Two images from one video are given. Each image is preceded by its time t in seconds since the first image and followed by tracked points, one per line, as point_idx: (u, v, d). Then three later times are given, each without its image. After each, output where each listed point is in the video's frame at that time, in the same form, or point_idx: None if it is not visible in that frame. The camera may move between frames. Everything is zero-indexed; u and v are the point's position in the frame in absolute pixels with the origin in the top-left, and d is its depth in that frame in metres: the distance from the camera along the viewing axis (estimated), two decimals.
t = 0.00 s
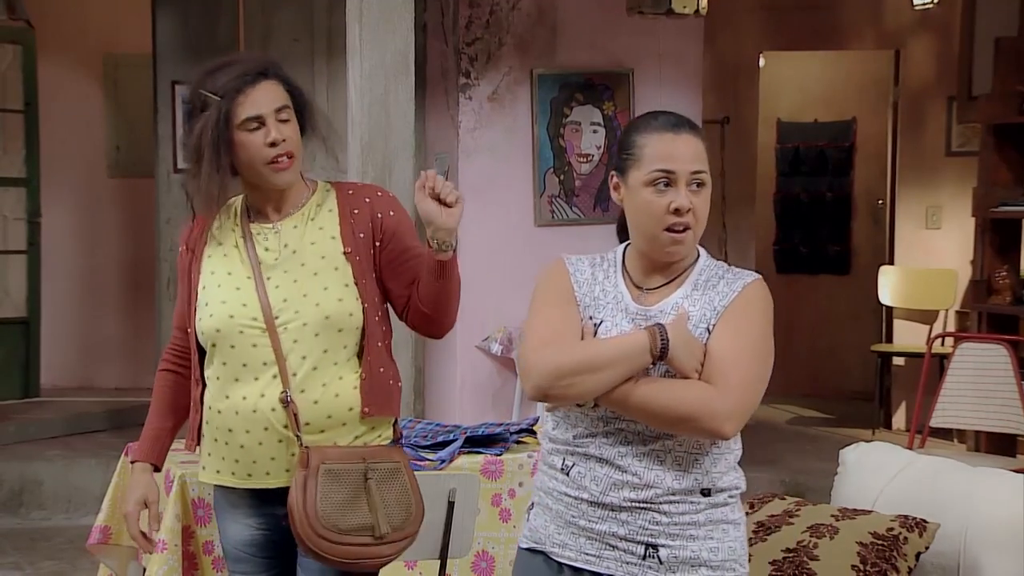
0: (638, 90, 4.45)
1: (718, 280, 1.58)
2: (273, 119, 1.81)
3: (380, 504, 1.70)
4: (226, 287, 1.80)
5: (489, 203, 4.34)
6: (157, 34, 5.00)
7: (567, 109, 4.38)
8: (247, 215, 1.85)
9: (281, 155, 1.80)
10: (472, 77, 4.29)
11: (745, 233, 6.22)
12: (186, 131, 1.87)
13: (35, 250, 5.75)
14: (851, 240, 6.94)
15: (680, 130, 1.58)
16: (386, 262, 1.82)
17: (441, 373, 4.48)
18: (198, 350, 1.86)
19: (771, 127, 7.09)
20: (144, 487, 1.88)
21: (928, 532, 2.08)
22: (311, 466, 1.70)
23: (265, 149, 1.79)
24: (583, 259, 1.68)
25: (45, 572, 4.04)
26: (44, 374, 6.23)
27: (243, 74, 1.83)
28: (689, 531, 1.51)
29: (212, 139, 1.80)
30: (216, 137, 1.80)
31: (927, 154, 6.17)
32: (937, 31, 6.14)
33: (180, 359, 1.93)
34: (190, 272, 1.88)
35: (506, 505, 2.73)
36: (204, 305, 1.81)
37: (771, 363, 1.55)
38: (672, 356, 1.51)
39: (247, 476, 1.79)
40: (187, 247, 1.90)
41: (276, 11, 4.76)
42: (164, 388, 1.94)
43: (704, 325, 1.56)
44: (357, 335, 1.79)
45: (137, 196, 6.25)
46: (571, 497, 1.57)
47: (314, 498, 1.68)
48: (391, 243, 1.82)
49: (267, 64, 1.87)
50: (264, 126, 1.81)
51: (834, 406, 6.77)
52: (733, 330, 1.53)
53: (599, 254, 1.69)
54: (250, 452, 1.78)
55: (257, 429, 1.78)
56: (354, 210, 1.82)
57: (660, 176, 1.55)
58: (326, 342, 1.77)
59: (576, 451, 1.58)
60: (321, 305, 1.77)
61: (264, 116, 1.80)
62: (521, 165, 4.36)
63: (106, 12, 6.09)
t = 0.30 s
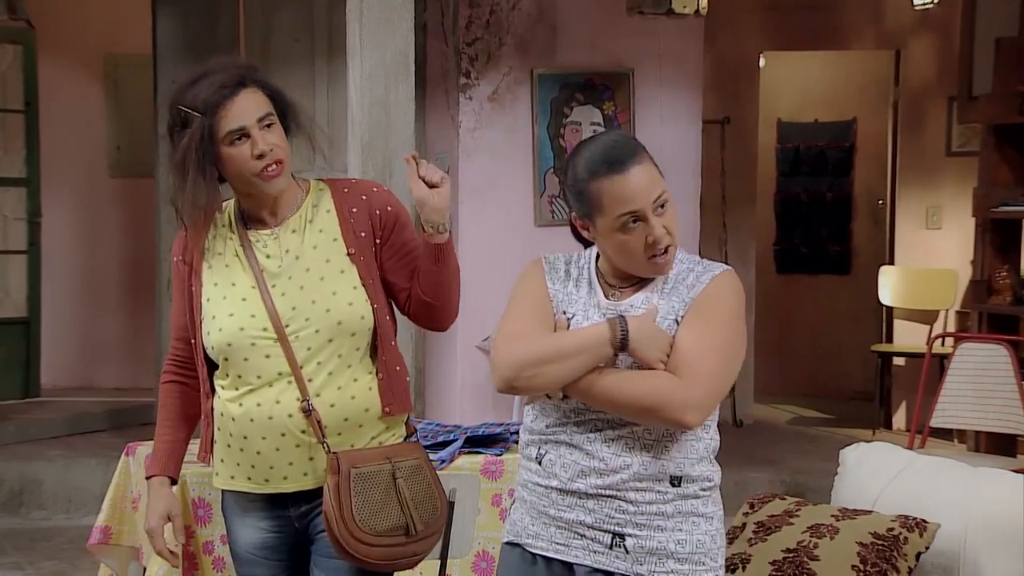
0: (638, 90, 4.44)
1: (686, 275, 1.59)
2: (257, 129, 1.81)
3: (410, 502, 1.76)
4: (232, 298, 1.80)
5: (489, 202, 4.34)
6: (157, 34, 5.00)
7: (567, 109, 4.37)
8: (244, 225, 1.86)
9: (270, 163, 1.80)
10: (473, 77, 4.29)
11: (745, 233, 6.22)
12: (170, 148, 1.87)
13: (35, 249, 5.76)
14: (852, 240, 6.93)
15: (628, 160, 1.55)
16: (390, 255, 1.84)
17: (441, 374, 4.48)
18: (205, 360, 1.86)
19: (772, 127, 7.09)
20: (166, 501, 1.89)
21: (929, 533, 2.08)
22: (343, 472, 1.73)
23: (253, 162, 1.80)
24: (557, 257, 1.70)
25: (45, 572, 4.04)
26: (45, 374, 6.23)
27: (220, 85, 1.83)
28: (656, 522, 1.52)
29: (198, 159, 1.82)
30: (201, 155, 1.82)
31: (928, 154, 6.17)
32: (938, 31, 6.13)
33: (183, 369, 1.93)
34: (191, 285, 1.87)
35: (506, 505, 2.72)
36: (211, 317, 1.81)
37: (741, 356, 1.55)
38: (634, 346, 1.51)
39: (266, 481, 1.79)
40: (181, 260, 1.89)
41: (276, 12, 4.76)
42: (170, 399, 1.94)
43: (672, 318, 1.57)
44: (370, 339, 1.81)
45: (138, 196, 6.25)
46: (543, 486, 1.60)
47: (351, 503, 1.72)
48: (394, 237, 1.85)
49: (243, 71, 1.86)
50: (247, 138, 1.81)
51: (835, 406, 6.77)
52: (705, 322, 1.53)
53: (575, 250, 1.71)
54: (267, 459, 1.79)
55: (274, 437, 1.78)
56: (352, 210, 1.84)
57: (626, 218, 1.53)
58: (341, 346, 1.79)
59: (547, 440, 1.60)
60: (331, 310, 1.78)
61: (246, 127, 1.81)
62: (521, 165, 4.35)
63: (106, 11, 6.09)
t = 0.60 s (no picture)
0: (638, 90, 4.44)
1: (668, 267, 1.58)
2: (269, 132, 1.81)
3: (408, 520, 1.76)
4: (235, 303, 1.81)
5: (490, 202, 4.34)
6: (158, 35, 5.00)
7: (568, 109, 4.37)
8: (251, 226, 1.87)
9: (281, 169, 1.81)
10: (473, 77, 4.30)
11: (746, 233, 6.21)
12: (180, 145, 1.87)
13: (36, 250, 5.76)
14: (853, 240, 6.94)
15: (601, 144, 1.59)
16: (397, 263, 1.84)
17: (442, 374, 4.48)
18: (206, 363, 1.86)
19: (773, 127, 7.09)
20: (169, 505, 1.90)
21: (930, 532, 2.07)
22: (340, 488, 1.73)
23: (264, 166, 1.80)
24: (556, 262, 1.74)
25: (46, 572, 4.05)
26: (46, 374, 6.24)
27: (235, 84, 1.83)
28: (637, 523, 1.51)
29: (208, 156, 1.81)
30: (211, 154, 1.81)
31: (929, 155, 6.17)
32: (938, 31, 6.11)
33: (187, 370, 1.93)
34: (195, 286, 1.89)
35: (507, 506, 2.71)
36: (211, 320, 1.82)
37: (709, 355, 1.51)
38: (592, 336, 1.54)
39: (264, 493, 1.80)
40: (187, 259, 1.90)
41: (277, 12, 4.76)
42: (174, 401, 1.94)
43: (644, 311, 1.57)
44: (372, 351, 1.80)
45: (139, 196, 6.25)
46: (534, 485, 1.62)
47: (344, 520, 1.72)
48: (401, 245, 1.84)
49: (259, 71, 1.87)
50: (260, 141, 1.81)
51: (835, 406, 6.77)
52: (671, 312, 1.51)
53: (577, 255, 1.75)
54: (267, 471, 1.80)
55: (273, 448, 1.79)
56: (360, 216, 1.83)
57: (593, 197, 1.57)
58: (342, 358, 1.78)
59: (538, 440, 1.63)
60: (333, 321, 1.77)
61: (259, 129, 1.81)
62: (520, 165, 4.35)
63: (106, 11, 6.09)
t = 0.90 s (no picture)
0: (640, 90, 4.44)
1: (671, 262, 1.58)
2: (299, 121, 1.80)
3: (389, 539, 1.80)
4: (237, 297, 1.82)
5: (493, 201, 4.34)
6: (160, 35, 5.00)
7: (570, 110, 4.37)
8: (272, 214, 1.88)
9: (308, 160, 1.80)
10: (475, 78, 4.30)
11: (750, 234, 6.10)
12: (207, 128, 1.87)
13: (37, 250, 5.77)
14: (855, 240, 6.93)
15: (587, 131, 1.62)
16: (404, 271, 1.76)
17: (445, 373, 4.47)
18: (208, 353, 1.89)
19: (775, 127, 7.10)
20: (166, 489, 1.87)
21: (932, 533, 2.08)
22: (323, 495, 1.76)
23: (290, 155, 1.79)
24: (570, 266, 1.75)
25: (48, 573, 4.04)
26: (48, 374, 6.24)
27: (268, 71, 1.82)
28: (645, 525, 1.51)
29: (235, 139, 1.80)
30: (238, 138, 1.80)
31: (932, 155, 6.17)
32: (941, 32, 6.11)
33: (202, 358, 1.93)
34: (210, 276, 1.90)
35: (509, 506, 2.72)
36: (215, 313, 1.84)
37: (712, 350, 1.51)
38: (586, 330, 1.56)
39: (257, 499, 1.82)
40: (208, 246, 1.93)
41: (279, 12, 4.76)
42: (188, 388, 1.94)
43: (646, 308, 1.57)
44: (365, 360, 1.77)
45: (141, 196, 6.25)
46: (545, 485, 1.63)
47: (321, 531, 1.76)
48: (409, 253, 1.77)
49: (294, 60, 1.86)
50: (288, 129, 1.80)
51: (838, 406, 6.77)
52: (671, 312, 1.51)
53: (591, 256, 1.76)
54: (258, 473, 1.81)
55: (265, 452, 1.80)
56: (372, 219, 1.79)
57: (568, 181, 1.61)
58: (332, 364, 1.76)
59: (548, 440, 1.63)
60: (326, 324, 1.76)
61: (288, 118, 1.80)
62: (521, 166, 4.35)
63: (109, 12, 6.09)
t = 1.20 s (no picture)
0: (642, 90, 4.44)
1: (690, 265, 1.58)
2: (331, 118, 1.79)
3: (379, 544, 1.79)
4: (243, 288, 1.82)
5: (496, 200, 4.34)
6: (162, 35, 4.99)
7: (572, 109, 4.37)
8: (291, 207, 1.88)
9: (335, 157, 1.79)
10: (478, 77, 4.30)
11: (752, 234, 6.12)
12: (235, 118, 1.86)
13: (40, 250, 5.77)
14: (857, 240, 6.93)
15: (601, 125, 1.63)
16: (414, 280, 1.78)
17: (447, 373, 4.48)
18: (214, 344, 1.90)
19: (777, 127, 7.09)
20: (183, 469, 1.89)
21: (934, 533, 2.08)
22: (314, 495, 1.75)
23: (320, 150, 1.79)
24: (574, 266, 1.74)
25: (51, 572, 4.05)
26: (50, 374, 6.25)
27: (302, 65, 1.81)
28: (667, 523, 1.51)
29: (264, 130, 1.79)
30: (268, 130, 1.79)
31: (934, 155, 6.16)
32: (943, 32, 6.12)
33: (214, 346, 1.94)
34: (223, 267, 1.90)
35: (511, 506, 2.72)
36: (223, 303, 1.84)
37: (734, 351, 1.52)
38: (615, 331, 1.53)
39: (249, 497, 1.83)
40: (225, 234, 1.93)
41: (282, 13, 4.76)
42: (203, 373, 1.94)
43: (669, 306, 1.57)
44: (368, 364, 1.78)
45: (144, 195, 6.25)
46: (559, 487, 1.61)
47: (308, 533, 1.75)
48: (417, 261, 1.78)
49: (329, 56, 1.85)
50: (320, 124, 1.79)
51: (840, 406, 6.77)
52: (695, 312, 1.51)
53: (596, 257, 1.74)
54: (254, 470, 1.82)
55: (260, 450, 1.81)
56: (385, 223, 1.80)
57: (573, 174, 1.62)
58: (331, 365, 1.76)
59: (563, 441, 1.62)
60: (328, 323, 1.76)
61: (321, 113, 1.79)
62: (523, 165, 4.35)
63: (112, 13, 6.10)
